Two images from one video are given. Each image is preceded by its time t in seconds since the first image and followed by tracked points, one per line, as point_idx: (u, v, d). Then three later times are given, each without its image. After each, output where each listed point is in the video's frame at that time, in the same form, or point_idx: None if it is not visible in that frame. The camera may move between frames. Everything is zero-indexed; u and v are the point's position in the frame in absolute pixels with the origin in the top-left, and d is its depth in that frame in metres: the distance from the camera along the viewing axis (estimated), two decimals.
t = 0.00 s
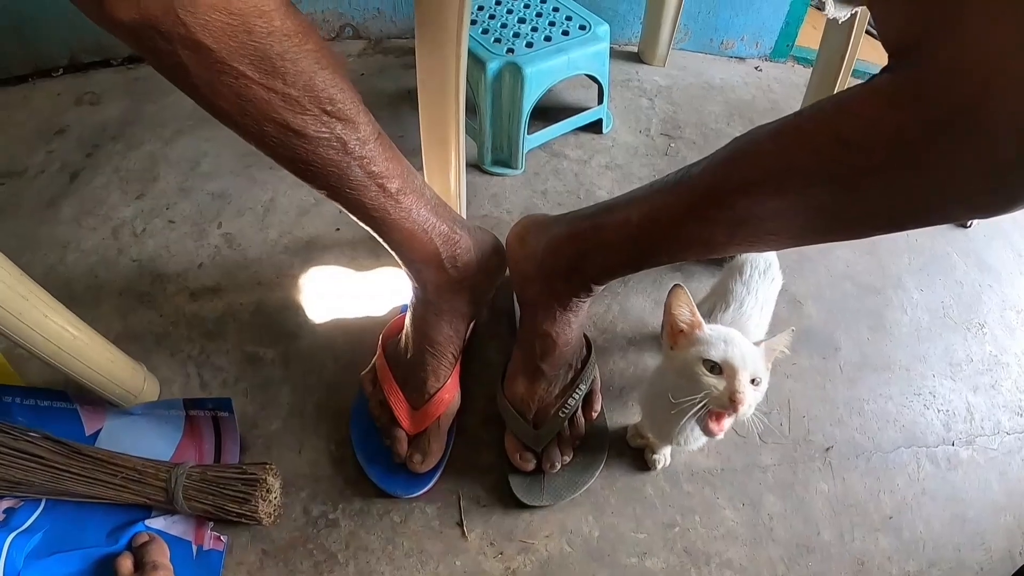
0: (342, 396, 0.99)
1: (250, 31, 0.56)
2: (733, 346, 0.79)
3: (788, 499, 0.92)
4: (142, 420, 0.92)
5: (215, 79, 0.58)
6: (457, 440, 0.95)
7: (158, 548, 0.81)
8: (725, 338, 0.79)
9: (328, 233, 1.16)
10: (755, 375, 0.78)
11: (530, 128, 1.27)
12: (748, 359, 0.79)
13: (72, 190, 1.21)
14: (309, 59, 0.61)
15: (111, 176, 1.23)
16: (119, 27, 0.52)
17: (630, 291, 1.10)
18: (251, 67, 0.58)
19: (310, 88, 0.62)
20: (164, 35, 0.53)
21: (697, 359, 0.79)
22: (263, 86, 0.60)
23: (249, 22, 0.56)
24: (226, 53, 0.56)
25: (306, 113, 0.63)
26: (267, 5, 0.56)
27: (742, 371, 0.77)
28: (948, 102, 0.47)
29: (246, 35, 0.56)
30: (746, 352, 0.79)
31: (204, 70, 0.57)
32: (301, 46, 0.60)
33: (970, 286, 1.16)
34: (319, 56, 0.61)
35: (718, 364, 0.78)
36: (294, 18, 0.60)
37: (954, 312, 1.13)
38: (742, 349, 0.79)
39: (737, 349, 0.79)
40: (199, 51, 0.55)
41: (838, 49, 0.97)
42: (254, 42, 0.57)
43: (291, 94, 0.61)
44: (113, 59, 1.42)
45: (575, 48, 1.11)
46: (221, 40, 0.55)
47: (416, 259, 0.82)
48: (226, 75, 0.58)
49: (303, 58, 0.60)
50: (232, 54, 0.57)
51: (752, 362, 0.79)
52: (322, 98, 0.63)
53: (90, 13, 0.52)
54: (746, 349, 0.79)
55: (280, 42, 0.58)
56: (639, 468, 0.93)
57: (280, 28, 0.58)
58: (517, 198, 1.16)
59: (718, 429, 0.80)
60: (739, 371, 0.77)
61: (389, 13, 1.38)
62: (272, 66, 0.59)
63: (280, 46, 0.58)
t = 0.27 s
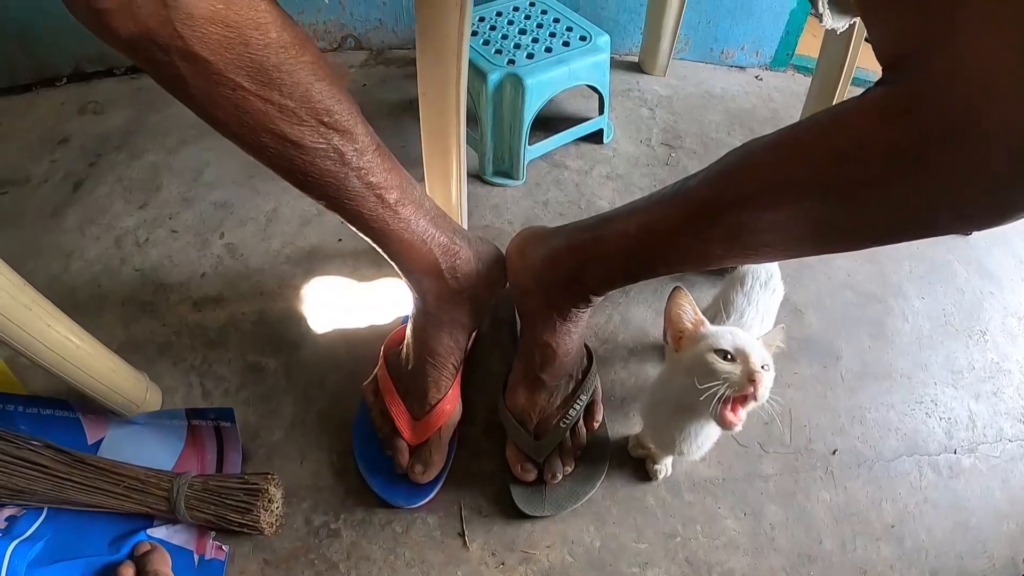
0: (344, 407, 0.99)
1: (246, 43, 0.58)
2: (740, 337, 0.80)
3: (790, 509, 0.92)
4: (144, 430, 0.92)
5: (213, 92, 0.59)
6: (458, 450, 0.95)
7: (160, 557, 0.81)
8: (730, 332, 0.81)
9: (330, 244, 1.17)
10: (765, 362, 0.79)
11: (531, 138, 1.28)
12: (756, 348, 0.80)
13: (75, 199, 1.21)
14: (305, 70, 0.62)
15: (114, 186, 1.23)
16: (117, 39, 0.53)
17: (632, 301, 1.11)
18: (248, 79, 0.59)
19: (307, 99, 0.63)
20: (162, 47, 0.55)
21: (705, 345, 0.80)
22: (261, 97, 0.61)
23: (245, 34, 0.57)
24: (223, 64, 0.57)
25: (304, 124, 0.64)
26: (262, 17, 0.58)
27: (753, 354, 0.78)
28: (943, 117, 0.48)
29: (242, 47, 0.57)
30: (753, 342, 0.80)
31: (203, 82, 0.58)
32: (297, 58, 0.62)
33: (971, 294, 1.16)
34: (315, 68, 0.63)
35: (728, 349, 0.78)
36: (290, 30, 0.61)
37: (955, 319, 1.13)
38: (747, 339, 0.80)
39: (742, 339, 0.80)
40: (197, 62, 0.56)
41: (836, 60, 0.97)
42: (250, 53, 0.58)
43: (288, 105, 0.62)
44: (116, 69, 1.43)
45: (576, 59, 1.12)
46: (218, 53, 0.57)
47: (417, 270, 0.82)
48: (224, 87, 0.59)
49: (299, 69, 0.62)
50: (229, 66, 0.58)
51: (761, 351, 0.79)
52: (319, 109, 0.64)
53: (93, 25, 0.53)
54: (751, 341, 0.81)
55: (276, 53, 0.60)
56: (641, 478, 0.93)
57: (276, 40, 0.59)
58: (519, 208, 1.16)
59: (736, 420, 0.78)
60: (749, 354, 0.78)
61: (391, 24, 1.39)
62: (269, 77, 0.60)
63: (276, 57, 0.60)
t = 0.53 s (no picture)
0: (346, 416, 0.99)
1: (283, 85, 0.59)
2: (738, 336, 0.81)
3: (790, 517, 0.92)
4: (146, 438, 0.93)
5: (250, 131, 0.60)
6: (459, 459, 0.95)
7: (162, 567, 0.82)
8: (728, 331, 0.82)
9: (331, 254, 1.17)
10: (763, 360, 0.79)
11: (531, 148, 1.28)
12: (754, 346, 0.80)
13: (79, 208, 1.22)
14: (338, 108, 0.63)
15: (116, 195, 1.24)
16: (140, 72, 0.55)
17: (632, 311, 1.11)
18: (285, 118, 0.61)
19: (340, 136, 0.64)
20: (200, 89, 0.56)
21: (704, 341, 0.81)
22: (296, 135, 0.62)
23: (282, 76, 0.59)
24: (260, 106, 0.59)
25: (337, 160, 0.65)
26: (298, 58, 0.59)
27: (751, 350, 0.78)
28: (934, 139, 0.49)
29: (279, 88, 0.59)
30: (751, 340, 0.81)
31: (240, 123, 0.60)
32: (331, 96, 0.63)
33: (971, 301, 1.17)
34: (348, 105, 0.64)
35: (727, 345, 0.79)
36: (324, 69, 0.63)
37: (955, 326, 1.13)
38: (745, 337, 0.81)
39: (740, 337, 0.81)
40: (234, 104, 0.58)
41: (835, 71, 0.98)
42: (287, 94, 0.60)
43: (322, 142, 0.63)
44: (118, 79, 1.43)
45: (576, 70, 1.12)
46: (257, 95, 0.58)
47: (436, 288, 0.85)
48: (261, 127, 0.60)
49: (333, 107, 0.63)
50: (267, 107, 0.59)
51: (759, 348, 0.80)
52: (351, 145, 0.65)
53: (101, 43, 0.53)
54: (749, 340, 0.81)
55: (311, 93, 0.61)
56: (641, 487, 0.93)
57: (311, 80, 0.61)
58: (519, 218, 1.17)
59: (738, 411, 0.78)
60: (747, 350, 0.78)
61: (392, 34, 1.40)
62: (305, 116, 0.61)
63: (311, 97, 0.61)
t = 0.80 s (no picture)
0: (345, 419, 0.99)
1: (281, 87, 0.59)
2: (727, 361, 0.79)
3: (790, 520, 0.92)
4: (145, 440, 0.93)
5: (248, 134, 0.60)
6: (459, 461, 0.95)
7: (161, 569, 0.82)
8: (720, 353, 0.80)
9: (332, 256, 1.17)
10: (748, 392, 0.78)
11: (532, 151, 1.28)
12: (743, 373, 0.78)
13: (79, 210, 1.22)
14: (337, 110, 0.63)
15: (116, 197, 1.24)
16: (141, 77, 0.55)
17: (632, 314, 1.11)
18: (283, 121, 0.61)
19: (338, 138, 0.64)
20: (199, 91, 0.56)
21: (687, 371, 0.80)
22: (295, 137, 0.62)
23: (280, 78, 0.58)
24: (258, 108, 0.59)
25: (335, 162, 0.65)
26: (296, 60, 0.59)
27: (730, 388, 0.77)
28: (925, 141, 0.49)
29: (277, 90, 0.59)
30: (739, 367, 0.78)
31: (239, 125, 0.59)
32: (329, 98, 0.63)
33: (971, 304, 1.17)
34: (346, 106, 0.64)
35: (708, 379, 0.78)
36: (321, 71, 0.62)
37: (955, 329, 1.13)
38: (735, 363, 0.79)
39: (729, 363, 0.79)
40: (232, 106, 0.58)
41: (834, 75, 0.98)
42: (285, 96, 0.60)
43: (321, 144, 0.63)
44: (119, 80, 1.43)
45: (575, 73, 1.12)
46: (254, 96, 0.58)
47: (436, 291, 0.84)
48: (259, 129, 0.60)
49: (331, 109, 0.63)
50: (265, 109, 0.59)
51: (745, 378, 0.78)
52: (350, 147, 0.65)
53: (100, 44, 0.54)
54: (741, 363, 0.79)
55: (309, 95, 0.61)
56: (641, 491, 0.93)
57: (309, 82, 0.61)
58: (519, 221, 1.17)
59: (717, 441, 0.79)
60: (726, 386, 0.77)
61: (393, 37, 1.40)
62: (303, 118, 0.61)
63: (309, 99, 0.61)
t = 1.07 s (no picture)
0: (348, 422, 0.99)
1: (288, 91, 0.59)
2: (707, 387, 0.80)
3: (792, 526, 0.92)
4: (147, 443, 0.93)
5: (254, 138, 0.61)
6: (461, 465, 0.95)
7: (163, 572, 0.82)
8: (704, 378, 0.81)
9: (335, 260, 1.17)
10: (719, 424, 0.79)
11: (535, 156, 1.29)
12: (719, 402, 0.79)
13: (82, 212, 1.22)
14: (342, 115, 0.64)
15: (120, 199, 1.25)
16: (148, 81, 0.55)
17: (635, 319, 1.11)
18: (289, 125, 0.61)
19: (343, 142, 0.64)
20: (205, 95, 0.56)
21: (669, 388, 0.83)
22: (300, 141, 0.62)
23: (286, 82, 0.59)
24: (264, 112, 0.59)
25: (340, 167, 0.65)
26: (302, 65, 0.60)
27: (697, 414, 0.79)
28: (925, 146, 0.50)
29: (283, 95, 0.59)
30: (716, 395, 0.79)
31: (245, 129, 0.60)
32: (334, 103, 0.63)
33: (974, 310, 1.17)
34: (351, 111, 0.64)
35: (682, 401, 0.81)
36: (327, 76, 0.63)
37: (958, 335, 1.13)
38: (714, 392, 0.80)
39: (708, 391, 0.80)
40: (239, 110, 0.58)
41: (837, 81, 0.98)
42: (291, 101, 0.60)
43: (326, 148, 0.64)
44: (123, 83, 1.44)
45: (579, 79, 1.13)
46: (261, 101, 0.58)
47: (439, 295, 0.85)
48: (265, 134, 0.61)
49: (337, 114, 0.63)
50: (271, 114, 0.60)
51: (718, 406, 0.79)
52: (355, 152, 0.65)
53: (106, 47, 0.54)
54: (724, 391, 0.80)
55: (314, 99, 0.61)
56: (643, 496, 0.93)
57: (314, 87, 0.61)
58: (522, 226, 1.17)
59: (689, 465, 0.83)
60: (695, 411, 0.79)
61: (396, 41, 1.41)
62: (309, 123, 0.62)
63: (315, 103, 0.61)
